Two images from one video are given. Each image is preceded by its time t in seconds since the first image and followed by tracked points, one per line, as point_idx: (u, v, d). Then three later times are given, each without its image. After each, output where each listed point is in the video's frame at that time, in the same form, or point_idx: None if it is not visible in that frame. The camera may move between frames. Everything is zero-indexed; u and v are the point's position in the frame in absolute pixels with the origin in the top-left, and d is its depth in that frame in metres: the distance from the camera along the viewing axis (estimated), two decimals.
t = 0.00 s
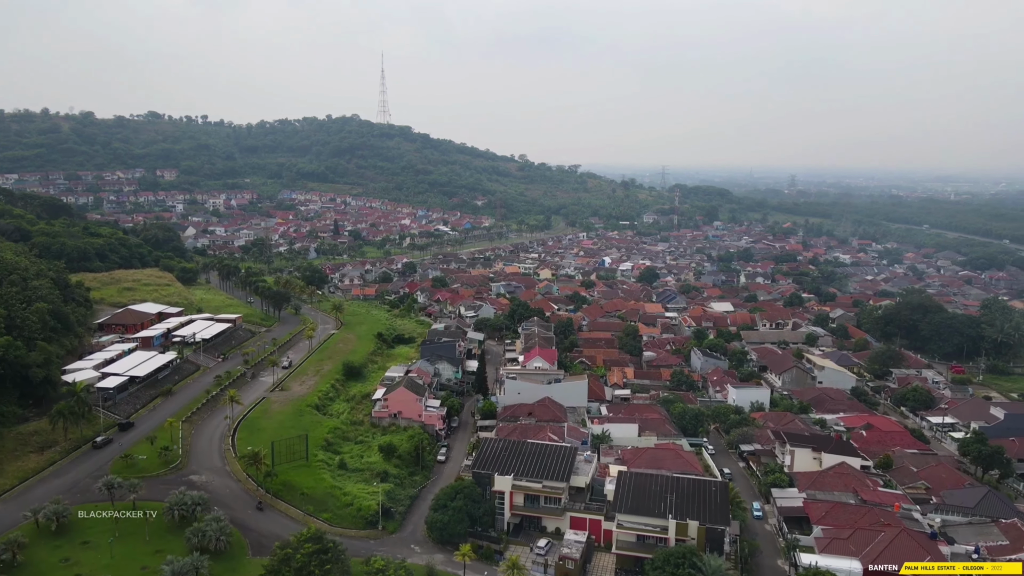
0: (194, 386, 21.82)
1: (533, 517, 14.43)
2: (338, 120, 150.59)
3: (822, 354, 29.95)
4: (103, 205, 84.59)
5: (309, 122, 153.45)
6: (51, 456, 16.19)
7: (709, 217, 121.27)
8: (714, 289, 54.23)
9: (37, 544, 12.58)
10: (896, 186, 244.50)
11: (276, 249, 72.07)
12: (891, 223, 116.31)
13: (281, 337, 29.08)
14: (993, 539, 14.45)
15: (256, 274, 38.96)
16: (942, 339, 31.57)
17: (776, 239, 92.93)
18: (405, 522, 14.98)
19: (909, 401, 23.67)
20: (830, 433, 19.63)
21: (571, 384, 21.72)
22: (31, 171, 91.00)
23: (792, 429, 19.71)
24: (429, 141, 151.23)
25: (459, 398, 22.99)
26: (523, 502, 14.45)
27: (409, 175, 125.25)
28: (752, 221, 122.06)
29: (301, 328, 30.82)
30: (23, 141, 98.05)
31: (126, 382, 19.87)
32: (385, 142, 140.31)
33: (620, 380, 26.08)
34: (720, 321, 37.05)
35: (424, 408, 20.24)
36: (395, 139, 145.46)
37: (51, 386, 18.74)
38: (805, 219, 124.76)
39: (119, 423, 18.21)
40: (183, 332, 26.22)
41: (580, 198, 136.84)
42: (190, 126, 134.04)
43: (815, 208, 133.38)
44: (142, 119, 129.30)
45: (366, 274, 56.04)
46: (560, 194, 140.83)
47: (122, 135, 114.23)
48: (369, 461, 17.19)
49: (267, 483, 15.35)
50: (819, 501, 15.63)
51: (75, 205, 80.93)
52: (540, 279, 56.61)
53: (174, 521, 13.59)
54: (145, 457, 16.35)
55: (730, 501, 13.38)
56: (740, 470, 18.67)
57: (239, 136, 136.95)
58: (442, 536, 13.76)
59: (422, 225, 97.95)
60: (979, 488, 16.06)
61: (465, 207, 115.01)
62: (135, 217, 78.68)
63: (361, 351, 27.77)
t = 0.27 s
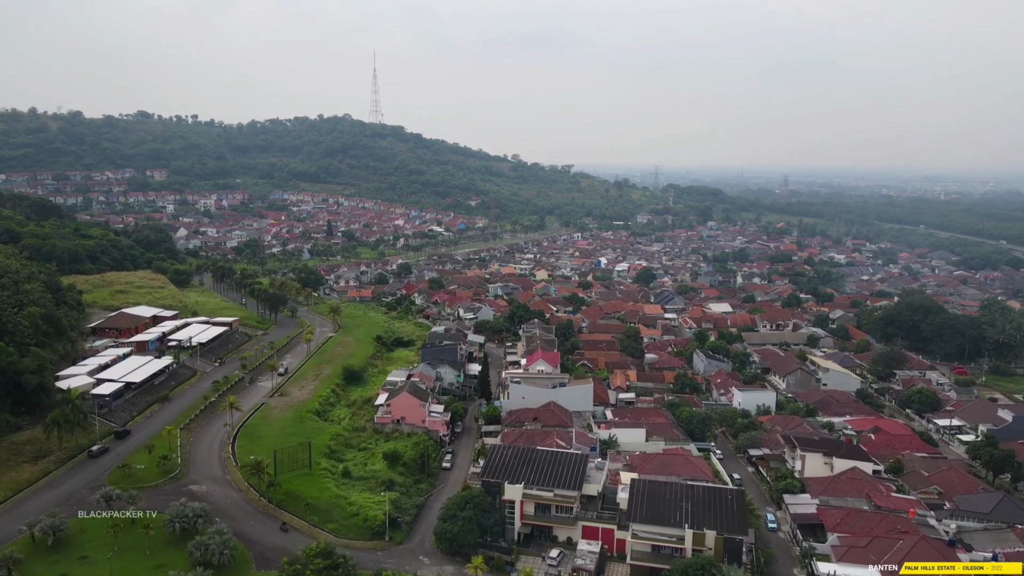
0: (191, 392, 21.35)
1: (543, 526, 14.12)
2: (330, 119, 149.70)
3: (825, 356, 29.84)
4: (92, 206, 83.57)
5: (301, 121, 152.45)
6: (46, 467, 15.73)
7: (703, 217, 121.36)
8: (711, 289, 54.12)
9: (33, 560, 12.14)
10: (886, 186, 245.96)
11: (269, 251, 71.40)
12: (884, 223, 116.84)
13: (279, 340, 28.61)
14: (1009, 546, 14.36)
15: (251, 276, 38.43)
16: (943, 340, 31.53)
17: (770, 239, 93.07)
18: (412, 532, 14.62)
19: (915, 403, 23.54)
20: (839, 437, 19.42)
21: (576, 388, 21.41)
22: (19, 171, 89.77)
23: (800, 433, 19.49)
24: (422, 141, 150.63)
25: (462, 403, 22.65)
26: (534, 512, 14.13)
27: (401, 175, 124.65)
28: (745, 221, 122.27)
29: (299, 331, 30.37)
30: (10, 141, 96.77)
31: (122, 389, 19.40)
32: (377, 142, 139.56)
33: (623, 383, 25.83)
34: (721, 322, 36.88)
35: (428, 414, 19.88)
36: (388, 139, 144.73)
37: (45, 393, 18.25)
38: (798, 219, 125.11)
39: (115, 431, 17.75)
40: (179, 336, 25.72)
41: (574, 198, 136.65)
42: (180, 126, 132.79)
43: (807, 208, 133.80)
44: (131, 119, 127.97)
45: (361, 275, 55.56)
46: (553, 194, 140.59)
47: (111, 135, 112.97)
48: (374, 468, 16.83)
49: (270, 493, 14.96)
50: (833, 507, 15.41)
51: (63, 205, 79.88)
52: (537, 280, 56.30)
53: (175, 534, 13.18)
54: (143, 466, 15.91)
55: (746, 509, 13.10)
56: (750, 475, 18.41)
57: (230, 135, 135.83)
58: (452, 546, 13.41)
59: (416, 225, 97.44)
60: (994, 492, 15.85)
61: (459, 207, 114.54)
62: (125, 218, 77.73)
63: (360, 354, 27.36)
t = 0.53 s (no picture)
0: (188, 398, 20.89)
1: (555, 536, 13.79)
2: (321, 119, 148.79)
3: (827, 358, 29.69)
4: (81, 206, 82.53)
5: (292, 121, 151.44)
6: (40, 478, 15.24)
7: (697, 217, 121.44)
8: (708, 291, 53.97)
9: None
10: (877, 186, 247.29)
11: (261, 252, 70.72)
12: (876, 223, 117.39)
13: (276, 345, 28.11)
14: None
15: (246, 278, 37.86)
16: (945, 341, 31.43)
17: (764, 239, 93.23)
18: (420, 543, 14.27)
19: (921, 406, 23.38)
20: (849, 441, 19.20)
21: (581, 393, 21.09)
22: (6, 171, 88.54)
23: (809, 437, 19.24)
24: (414, 141, 150.02)
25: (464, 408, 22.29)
26: (545, 522, 13.81)
27: (394, 176, 124.00)
28: (739, 221, 122.51)
29: (295, 335, 29.89)
30: None
31: (118, 396, 18.91)
32: (369, 142, 138.83)
33: (626, 386, 25.50)
34: (721, 324, 36.70)
35: (431, 420, 19.51)
36: (380, 139, 143.99)
37: (37, 401, 17.72)
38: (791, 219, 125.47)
39: (111, 440, 17.27)
40: (174, 340, 25.19)
41: (567, 199, 136.49)
42: (170, 126, 131.53)
43: (800, 208, 134.21)
44: (120, 119, 126.63)
45: (356, 277, 55.04)
46: (546, 194, 140.36)
47: (100, 135, 111.70)
48: (378, 477, 16.45)
49: (273, 504, 14.56)
50: (847, 514, 15.18)
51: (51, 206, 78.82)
52: (534, 281, 55.98)
53: (176, 548, 12.76)
54: (141, 476, 15.48)
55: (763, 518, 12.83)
56: (760, 481, 18.13)
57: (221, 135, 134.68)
58: (462, 558, 13.07)
59: (409, 226, 96.93)
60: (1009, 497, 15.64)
61: (452, 207, 114.09)
62: (115, 219, 76.76)
63: (359, 359, 26.94)
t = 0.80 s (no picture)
0: (186, 405, 20.43)
1: (568, 547, 13.46)
2: (313, 119, 147.83)
3: (830, 360, 29.55)
4: (70, 207, 81.48)
5: (283, 121, 150.37)
6: (35, 489, 14.76)
7: (691, 218, 121.53)
8: (705, 292, 53.83)
9: None
10: (867, 186, 248.66)
11: (254, 253, 70.01)
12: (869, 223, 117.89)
13: (273, 349, 27.63)
14: None
15: (241, 281, 37.34)
16: (947, 342, 31.37)
17: (759, 239, 93.35)
18: (429, 554, 13.92)
19: (927, 408, 23.26)
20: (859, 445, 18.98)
21: (587, 398, 20.79)
22: None
23: (819, 442, 19.02)
24: (406, 141, 149.34)
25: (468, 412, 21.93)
26: (557, 532, 13.49)
27: (387, 176, 123.36)
28: (733, 221, 122.67)
29: (293, 338, 29.43)
30: None
31: (114, 403, 18.43)
32: (361, 142, 138.04)
33: (630, 390, 25.22)
34: (721, 325, 36.51)
35: (436, 426, 19.15)
36: (372, 139, 143.29)
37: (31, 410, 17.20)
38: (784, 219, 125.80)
39: (108, 449, 16.81)
40: (170, 345, 24.69)
41: (561, 199, 136.25)
42: (159, 126, 130.24)
43: (793, 208, 134.59)
44: (108, 119, 125.24)
45: (352, 278, 54.54)
46: (540, 194, 140.06)
47: (89, 135, 110.41)
48: (384, 485, 16.07)
49: (278, 515, 14.16)
50: (862, 521, 14.96)
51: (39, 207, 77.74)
52: (530, 283, 55.67)
53: (177, 563, 12.34)
54: (140, 487, 15.06)
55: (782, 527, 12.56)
56: (770, 487, 17.88)
57: (211, 136, 133.58)
58: (474, 571, 12.71)
59: (403, 227, 96.39)
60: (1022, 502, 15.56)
61: (445, 208, 113.60)
62: (104, 220, 75.78)
63: (359, 363, 26.52)
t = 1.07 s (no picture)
0: (183, 412, 19.95)
1: (582, 558, 13.13)
2: (304, 120, 146.92)
3: (833, 362, 29.42)
4: (58, 209, 80.47)
5: (275, 121, 149.35)
6: (29, 502, 14.27)
7: (685, 218, 121.60)
8: (703, 293, 53.74)
9: None
10: (858, 186, 250.09)
11: (247, 254, 69.35)
12: (862, 223, 118.37)
13: (271, 353, 27.15)
14: None
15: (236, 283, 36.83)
16: (948, 343, 31.34)
17: (753, 240, 93.52)
18: (439, 566, 13.55)
19: (933, 410, 23.12)
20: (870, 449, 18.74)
21: (594, 402, 20.46)
22: None
23: (829, 446, 18.78)
24: (399, 141, 148.67)
25: (472, 417, 21.55)
26: (571, 542, 13.16)
27: (380, 176, 122.74)
28: (726, 221, 122.86)
29: (291, 342, 28.98)
30: None
31: (110, 411, 17.93)
32: (354, 142, 137.28)
33: (634, 393, 24.95)
34: (722, 327, 36.34)
35: (440, 432, 18.78)
36: (365, 139, 142.62)
37: (24, 418, 16.69)
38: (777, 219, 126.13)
39: (104, 459, 16.33)
40: (166, 349, 24.18)
41: (554, 199, 136.08)
42: (149, 126, 129.00)
43: (786, 208, 134.98)
44: (97, 118, 123.89)
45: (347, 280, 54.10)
46: (533, 195, 139.82)
47: (77, 135, 109.15)
48: (390, 495, 15.70)
49: (282, 527, 13.74)
50: (878, 528, 14.73)
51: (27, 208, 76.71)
52: (527, 284, 55.39)
53: None
54: (138, 498, 14.61)
55: (803, 536, 12.27)
56: (781, 492, 17.62)
57: (202, 136, 132.47)
58: None
59: (396, 227, 95.88)
60: None
61: (439, 208, 113.14)
62: (94, 221, 74.87)
63: (359, 367, 26.12)
